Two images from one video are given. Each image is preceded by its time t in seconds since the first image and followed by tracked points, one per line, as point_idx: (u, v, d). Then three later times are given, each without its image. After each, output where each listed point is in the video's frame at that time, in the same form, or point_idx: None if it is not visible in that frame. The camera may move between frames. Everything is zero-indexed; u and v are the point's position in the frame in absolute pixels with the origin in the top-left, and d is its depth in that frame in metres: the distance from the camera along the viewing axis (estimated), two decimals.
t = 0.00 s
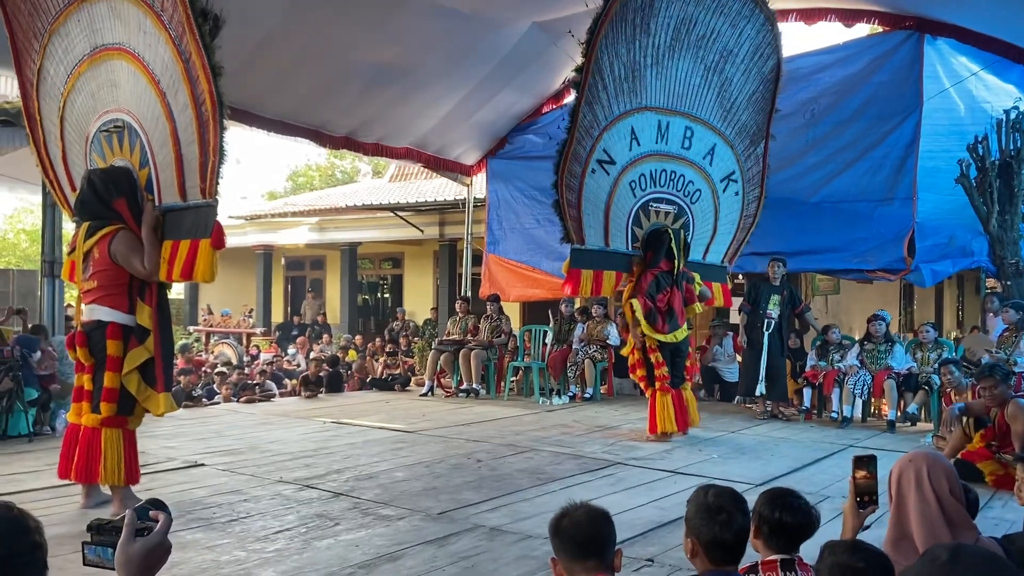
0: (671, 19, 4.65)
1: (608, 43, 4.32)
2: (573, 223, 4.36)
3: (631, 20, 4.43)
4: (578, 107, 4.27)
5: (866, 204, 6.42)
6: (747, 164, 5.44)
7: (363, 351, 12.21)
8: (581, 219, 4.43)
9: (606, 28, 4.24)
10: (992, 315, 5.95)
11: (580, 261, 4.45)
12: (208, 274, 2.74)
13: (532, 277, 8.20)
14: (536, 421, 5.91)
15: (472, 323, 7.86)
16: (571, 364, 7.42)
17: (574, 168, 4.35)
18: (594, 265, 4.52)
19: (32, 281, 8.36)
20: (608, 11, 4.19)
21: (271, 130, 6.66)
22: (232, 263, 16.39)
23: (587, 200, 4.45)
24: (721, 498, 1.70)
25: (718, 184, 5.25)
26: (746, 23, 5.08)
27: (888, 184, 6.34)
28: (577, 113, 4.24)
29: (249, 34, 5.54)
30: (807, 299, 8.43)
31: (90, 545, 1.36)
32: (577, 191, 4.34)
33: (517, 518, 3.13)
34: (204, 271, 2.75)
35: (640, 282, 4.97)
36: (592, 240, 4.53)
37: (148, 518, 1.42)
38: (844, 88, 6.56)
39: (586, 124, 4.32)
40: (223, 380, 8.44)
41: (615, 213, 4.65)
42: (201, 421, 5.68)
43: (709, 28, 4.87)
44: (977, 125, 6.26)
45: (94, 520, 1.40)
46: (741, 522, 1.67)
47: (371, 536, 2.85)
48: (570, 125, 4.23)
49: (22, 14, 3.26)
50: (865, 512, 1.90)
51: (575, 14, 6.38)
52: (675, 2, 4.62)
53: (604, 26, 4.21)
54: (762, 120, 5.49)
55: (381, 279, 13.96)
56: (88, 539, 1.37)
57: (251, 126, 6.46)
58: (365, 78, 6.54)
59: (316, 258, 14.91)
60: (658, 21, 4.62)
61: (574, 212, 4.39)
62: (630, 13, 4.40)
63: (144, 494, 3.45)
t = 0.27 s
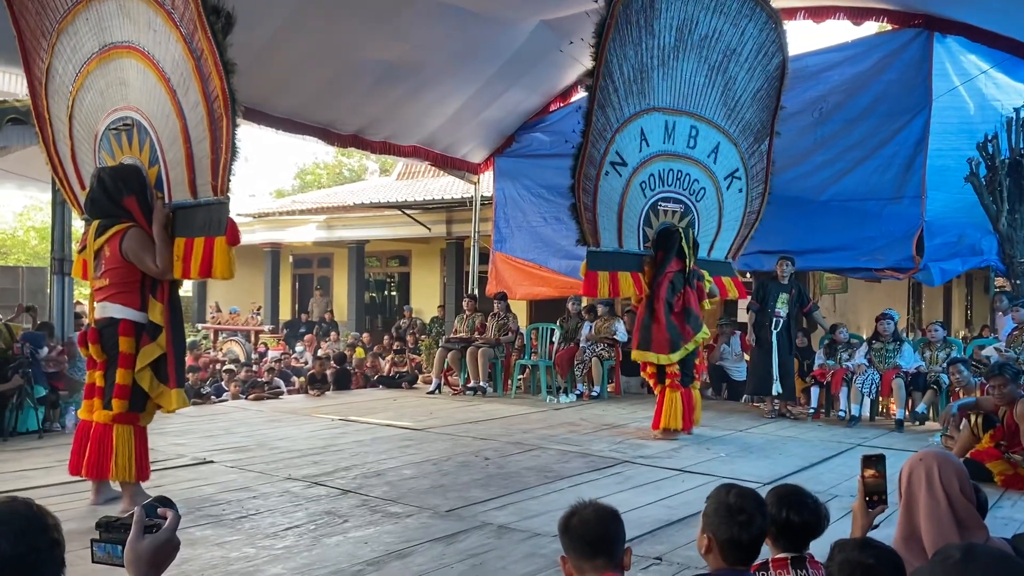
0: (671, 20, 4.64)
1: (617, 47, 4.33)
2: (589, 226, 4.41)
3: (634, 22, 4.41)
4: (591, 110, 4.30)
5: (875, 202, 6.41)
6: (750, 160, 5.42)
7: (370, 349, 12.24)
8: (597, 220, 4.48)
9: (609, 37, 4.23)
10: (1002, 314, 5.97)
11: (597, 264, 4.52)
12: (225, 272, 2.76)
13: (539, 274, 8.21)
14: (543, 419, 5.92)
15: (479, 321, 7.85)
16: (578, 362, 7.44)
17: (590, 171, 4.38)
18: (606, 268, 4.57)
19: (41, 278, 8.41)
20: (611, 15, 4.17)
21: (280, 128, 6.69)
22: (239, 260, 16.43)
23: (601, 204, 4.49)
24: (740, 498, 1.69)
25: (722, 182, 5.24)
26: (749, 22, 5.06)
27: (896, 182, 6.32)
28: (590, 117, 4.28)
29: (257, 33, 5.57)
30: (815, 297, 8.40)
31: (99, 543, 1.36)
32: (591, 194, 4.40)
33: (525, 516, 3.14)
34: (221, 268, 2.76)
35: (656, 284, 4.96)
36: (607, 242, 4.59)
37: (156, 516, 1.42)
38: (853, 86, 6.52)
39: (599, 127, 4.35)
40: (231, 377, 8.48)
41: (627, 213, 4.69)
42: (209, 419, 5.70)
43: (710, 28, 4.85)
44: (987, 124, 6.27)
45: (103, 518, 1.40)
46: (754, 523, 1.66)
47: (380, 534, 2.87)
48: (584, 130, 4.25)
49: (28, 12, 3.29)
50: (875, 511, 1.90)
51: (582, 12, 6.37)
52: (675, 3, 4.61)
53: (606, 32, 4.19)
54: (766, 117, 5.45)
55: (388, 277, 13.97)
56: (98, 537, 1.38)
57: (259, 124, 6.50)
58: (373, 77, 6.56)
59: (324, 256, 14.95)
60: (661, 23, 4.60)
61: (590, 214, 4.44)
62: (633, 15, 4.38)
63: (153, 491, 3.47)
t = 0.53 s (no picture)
0: (677, 23, 4.57)
1: (630, 52, 4.29)
2: (612, 232, 4.37)
3: (643, 26, 4.34)
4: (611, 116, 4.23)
5: (884, 202, 6.38)
6: (748, 158, 5.42)
7: (378, 348, 12.27)
8: (618, 226, 4.43)
9: (621, 44, 4.19)
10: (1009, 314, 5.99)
11: (619, 266, 4.54)
12: (237, 273, 2.79)
13: (547, 275, 8.19)
14: (551, 419, 5.92)
15: (487, 321, 7.88)
16: (585, 362, 7.45)
17: (613, 176, 4.31)
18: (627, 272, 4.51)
19: (51, 279, 8.47)
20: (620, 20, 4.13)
21: (288, 129, 6.73)
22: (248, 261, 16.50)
23: (623, 209, 4.43)
24: (745, 500, 1.68)
25: (724, 180, 5.22)
26: (749, 22, 5.05)
27: (906, 181, 6.30)
28: (612, 122, 4.21)
29: (265, 34, 5.60)
30: (824, 297, 8.37)
31: (108, 542, 1.37)
32: (615, 198, 4.33)
33: (533, 517, 3.14)
34: (233, 269, 2.80)
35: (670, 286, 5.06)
36: (627, 245, 4.54)
37: (164, 515, 1.44)
38: (861, 86, 6.50)
39: (620, 132, 4.29)
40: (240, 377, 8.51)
41: (645, 216, 4.63)
42: (218, 418, 5.73)
43: (714, 29, 4.80)
44: (996, 123, 6.20)
45: (112, 517, 1.42)
46: (762, 526, 1.65)
47: (388, 534, 2.88)
48: (607, 135, 4.16)
49: (34, 14, 3.31)
50: (881, 511, 1.89)
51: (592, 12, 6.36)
52: (679, 7, 4.54)
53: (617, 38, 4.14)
54: (766, 116, 5.49)
55: (396, 277, 14.00)
56: (106, 536, 1.39)
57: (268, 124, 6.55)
58: (381, 77, 6.57)
59: (332, 256, 14.99)
60: (668, 26, 4.54)
61: (613, 219, 4.38)
62: (641, 19, 4.31)
63: (162, 490, 3.49)
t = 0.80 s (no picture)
0: (696, 25, 4.56)
1: (657, 53, 4.28)
2: (635, 231, 4.39)
3: (671, 27, 4.34)
4: (638, 118, 4.22)
5: (893, 201, 6.33)
6: (747, 159, 5.50)
7: (387, 349, 12.30)
8: (640, 227, 4.43)
9: (651, 46, 4.19)
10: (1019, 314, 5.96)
11: (638, 268, 4.58)
12: (241, 273, 2.80)
13: (554, 274, 8.10)
14: (559, 420, 5.92)
15: (495, 321, 7.86)
16: (594, 363, 7.44)
17: (636, 178, 4.34)
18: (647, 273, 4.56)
19: (62, 280, 8.53)
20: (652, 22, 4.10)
21: (297, 130, 6.77)
22: (257, 261, 16.56)
23: (645, 211, 4.44)
24: (751, 501, 1.66)
25: (726, 180, 5.26)
26: (753, 24, 5.08)
27: (915, 180, 6.25)
28: (642, 124, 4.23)
29: (273, 35, 5.63)
30: (834, 298, 8.34)
31: (118, 541, 1.38)
32: (638, 200, 4.36)
33: (540, 517, 3.14)
34: (238, 268, 2.81)
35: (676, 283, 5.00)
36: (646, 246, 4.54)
37: (174, 514, 1.43)
38: (870, 85, 6.47)
39: (646, 134, 4.29)
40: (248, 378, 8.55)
41: (660, 218, 4.63)
42: (227, 419, 5.76)
43: (723, 31, 4.81)
44: (1006, 122, 6.20)
45: (122, 516, 1.42)
46: (769, 527, 1.65)
47: (395, 534, 2.88)
48: (635, 137, 4.21)
49: (36, 18, 3.34)
50: (889, 512, 1.89)
51: (601, 11, 6.35)
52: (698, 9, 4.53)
53: (650, 39, 4.13)
54: (763, 117, 5.58)
55: (405, 278, 14.03)
56: (117, 535, 1.40)
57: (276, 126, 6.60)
58: (389, 78, 6.59)
59: (340, 257, 15.04)
60: (687, 27, 4.51)
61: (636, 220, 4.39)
62: (668, 20, 4.30)
63: (172, 490, 3.51)
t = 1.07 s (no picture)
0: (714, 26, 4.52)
1: (686, 57, 4.26)
2: (653, 235, 4.27)
3: (697, 30, 4.32)
4: (663, 121, 4.10)
5: (902, 202, 6.30)
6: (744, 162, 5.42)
7: (396, 350, 12.34)
8: (657, 231, 4.33)
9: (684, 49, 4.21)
10: None
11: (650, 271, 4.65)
12: (247, 273, 2.81)
13: (562, 275, 8.12)
14: (567, 420, 5.93)
15: (504, 323, 7.92)
16: (602, 363, 7.41)
17: (660, 181, 4.23)
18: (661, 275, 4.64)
19: (73, 282, 8.60)
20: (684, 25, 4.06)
21: (306, 132, 6.82)
22: (267, 263, 16.65)
23: (662, 215, 4.34)
24: (755, 504, 1.67)
25: (728, 183, 5.21)
26: (754, 29, 5.12)
27: (924, 180, 6.22)
28: (669, 125, 4.16)
29: (282, 39, 5.66)
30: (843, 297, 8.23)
31: (133, 540, 1.40)
32: (659, 204, 4.25)
33: (548, 518, 3.15)
34: (244, 269, 2.82)
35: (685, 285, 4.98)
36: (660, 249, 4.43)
37: (187, 514, 1.44)
38: (878, 85, 6.44)
39: (671, 138, 4.22)
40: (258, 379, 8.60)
41: (673, 222, 4.53)
42: (237, 420, 5.80)
43: (734, 34, 4.80)
44: (1015, 121, 6.22)
45: (136, 515, 1.43)
46: (777, 530, 1.65)
47: (404, 534, 2.90)
48: (660, 135, 4.11)
49: (43, 25, 3.40)
50: (895, 513, 1.88)
51: (610, 12, 6.36)
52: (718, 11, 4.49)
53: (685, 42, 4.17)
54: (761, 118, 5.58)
55: (414, 279, 14.07)
56: (132, 534, 1.41)
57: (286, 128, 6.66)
58: (397, 80, 6.61)
59: (350, 258, 15.09)
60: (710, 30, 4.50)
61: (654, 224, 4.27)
62: (695, 23, 4.29)
63: (182, 491, 3.54)
